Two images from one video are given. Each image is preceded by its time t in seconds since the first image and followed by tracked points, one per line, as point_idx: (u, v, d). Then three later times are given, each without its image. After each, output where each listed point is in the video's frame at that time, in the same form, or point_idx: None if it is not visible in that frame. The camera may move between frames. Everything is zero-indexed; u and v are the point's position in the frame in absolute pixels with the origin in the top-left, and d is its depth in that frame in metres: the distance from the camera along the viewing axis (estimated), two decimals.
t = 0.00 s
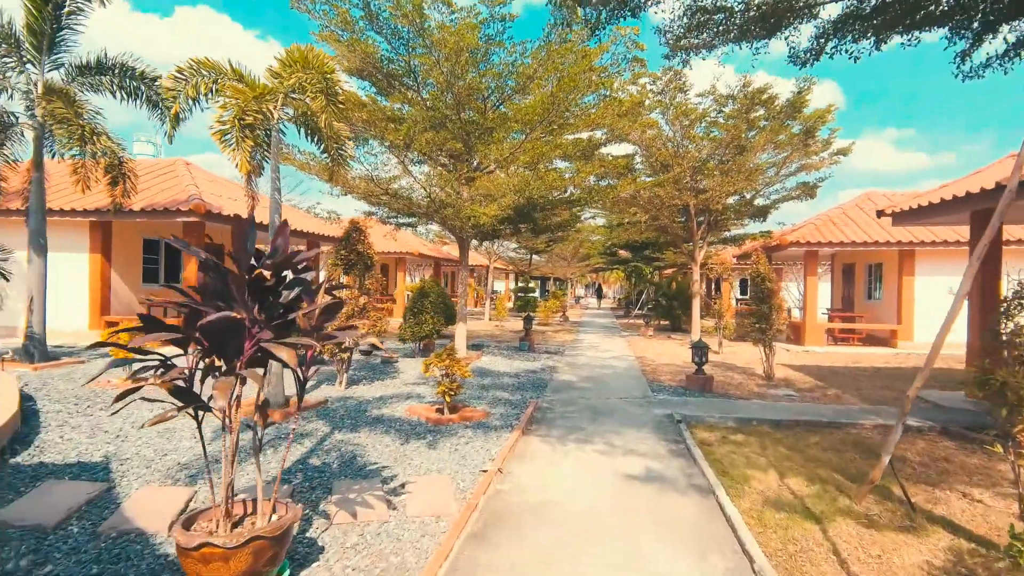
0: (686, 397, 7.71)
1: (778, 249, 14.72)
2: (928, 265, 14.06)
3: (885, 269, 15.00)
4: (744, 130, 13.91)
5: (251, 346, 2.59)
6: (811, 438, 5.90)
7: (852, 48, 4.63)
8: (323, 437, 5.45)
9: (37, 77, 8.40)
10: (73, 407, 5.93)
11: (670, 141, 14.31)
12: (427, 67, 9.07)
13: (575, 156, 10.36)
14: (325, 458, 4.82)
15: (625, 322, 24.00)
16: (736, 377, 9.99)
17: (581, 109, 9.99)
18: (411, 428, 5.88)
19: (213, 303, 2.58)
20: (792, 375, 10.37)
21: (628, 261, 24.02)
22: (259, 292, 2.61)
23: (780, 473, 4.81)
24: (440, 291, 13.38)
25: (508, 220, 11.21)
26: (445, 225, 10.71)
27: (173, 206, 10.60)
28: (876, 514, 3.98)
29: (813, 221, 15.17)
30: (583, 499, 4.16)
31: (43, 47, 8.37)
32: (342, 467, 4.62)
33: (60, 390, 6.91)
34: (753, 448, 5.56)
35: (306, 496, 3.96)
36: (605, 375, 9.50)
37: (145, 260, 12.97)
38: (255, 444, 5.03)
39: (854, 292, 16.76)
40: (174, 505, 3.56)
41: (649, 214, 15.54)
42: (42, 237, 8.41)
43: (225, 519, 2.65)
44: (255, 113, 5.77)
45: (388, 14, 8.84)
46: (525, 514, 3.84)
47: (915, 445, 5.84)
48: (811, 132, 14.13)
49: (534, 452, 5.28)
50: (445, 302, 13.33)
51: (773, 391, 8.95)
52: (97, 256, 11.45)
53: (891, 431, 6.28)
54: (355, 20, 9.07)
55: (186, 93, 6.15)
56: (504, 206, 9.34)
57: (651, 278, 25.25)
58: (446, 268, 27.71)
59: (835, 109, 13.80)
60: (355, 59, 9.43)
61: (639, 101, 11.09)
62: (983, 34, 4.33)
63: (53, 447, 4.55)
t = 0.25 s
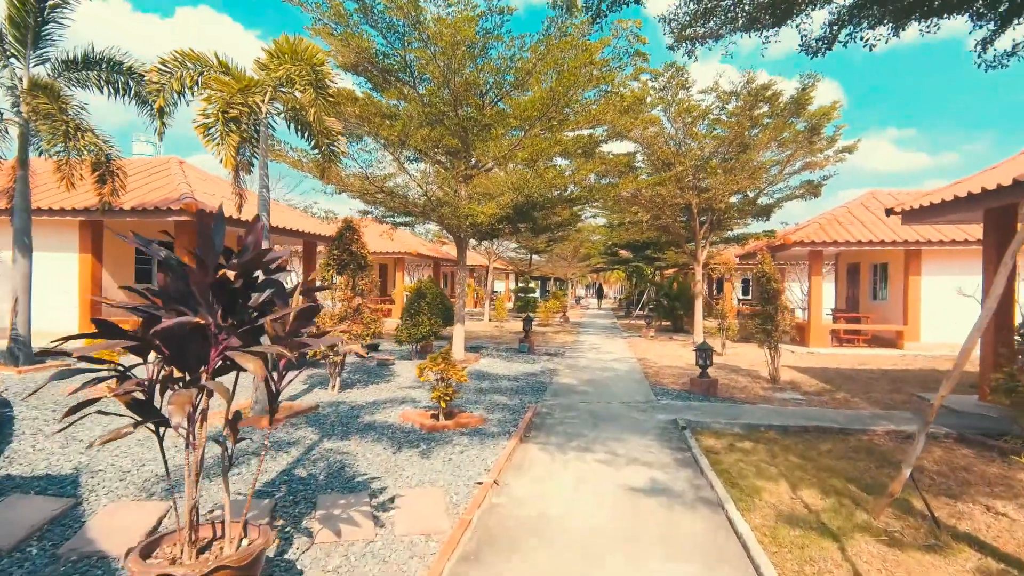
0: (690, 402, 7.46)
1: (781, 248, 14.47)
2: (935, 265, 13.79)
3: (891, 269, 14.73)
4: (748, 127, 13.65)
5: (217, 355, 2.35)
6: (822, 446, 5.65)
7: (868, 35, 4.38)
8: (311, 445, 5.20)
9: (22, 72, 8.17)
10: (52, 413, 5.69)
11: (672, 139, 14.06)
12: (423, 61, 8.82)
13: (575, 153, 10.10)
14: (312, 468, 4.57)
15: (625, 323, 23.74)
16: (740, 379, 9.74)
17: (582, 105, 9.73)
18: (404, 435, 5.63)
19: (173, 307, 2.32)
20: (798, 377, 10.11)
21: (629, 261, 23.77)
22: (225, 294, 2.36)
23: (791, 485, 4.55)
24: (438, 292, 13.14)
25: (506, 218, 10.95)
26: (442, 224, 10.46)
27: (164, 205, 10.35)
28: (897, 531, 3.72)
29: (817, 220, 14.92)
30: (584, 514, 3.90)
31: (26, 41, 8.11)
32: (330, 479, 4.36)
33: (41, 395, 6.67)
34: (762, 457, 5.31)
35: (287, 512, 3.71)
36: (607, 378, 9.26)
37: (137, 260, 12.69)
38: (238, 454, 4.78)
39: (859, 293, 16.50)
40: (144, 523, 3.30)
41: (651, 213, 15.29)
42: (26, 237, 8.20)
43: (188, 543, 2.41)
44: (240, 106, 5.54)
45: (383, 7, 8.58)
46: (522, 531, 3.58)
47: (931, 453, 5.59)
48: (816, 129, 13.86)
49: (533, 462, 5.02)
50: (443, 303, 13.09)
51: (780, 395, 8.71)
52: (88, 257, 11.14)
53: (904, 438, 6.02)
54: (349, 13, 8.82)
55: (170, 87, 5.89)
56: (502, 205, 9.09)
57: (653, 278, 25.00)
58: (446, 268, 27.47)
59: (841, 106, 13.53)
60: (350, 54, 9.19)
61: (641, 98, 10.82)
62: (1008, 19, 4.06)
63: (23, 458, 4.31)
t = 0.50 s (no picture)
0: (693, 406, 7.19)
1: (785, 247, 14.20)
2: (943, 264, 13.49)
3: (898, 269, 14.44)
4: (751, 124, 13.38)
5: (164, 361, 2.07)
6: (833, 454, 5.37)
7: (885, 17, 4.12)
8: (296, 453, 4.94)
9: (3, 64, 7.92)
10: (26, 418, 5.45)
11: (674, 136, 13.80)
12: (418, 54, 8.55)
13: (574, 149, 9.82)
14: (293, 479, 4.31)
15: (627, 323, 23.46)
16: (745, 382, 9.46)
17: (582, 100, 9.45)
18: (394, 442, 5.37)
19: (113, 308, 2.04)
20: (804, 380, 9.83)
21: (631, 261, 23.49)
22: (174, 293, 2.08)
23: (802, 498, 4.28)
24: (436, 292, 12.87)
25: (504, 217, 10.68)
26: (439, 222, 10.19)
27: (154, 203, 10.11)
28: (918, 549, 3.45)
29: (822, 219, 14.64)
30: (581, 530, 3.63)
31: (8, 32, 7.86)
32: (311, 491, 4.10)
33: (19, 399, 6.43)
34: (769, 466, 5.04)
35: (260, 528, 3.45)
36: (607, 381, 8.99)
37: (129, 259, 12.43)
38: (216, 463, 4.54)
39: (865, 293, 16.20)
40: (101, 542, 3.05)
41: (653, 212, 15.03)
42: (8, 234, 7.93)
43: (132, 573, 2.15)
44: (219, 97, 5.27)
45: None
46: (512, 550, 3.32)
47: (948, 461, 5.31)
48: (821, 126, 13.56)
49: (529, 471, 4.75)
50: (441, 304, 12.82)
51: (786, 398, 8.43)
52: (77, 255, 10.85)
53: (919, 445, 5.73)
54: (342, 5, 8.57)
55: (150, 78, 5.62)
56: (499, 203, 8.82)
57: (655, 278, 24.71)
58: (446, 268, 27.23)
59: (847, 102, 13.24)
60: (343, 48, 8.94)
61: (643, 93, 10.54)
62: None
63: None
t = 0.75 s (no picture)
0: (695, 412, 6.93)
1: (789, 248, 13.93)
2: (950, 265, 13.21)
3: (903, 270, 14.17)
4: (754, 121, 13.12)
5: (92, 378, 1.81)
6: (842, 466, 5.13)
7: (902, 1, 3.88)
8: (276, 464, 4.68)
9: None
10: None
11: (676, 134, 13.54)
12: (412, 48, 8.31)
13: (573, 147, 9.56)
14: (270, 495, 4.05)
15: (628, 324, 23.19)
16: (748, 386, 9.20)
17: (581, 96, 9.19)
18: (381, 452, 5.11)
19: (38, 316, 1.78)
20: (809, 384, 9.56)
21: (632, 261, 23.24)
22: (104, 299, 1.79)
23: (813, 515, 4.02)
24: (432, 293, 12.61)
25: (501, 216, 10.42)
26: (435, 222, 9.94)
27: (142, 202, 9.86)
28: None
29: (826, 219, 14.37)
30: (575, 553, 3.37)
31: None
32: (288, 507, 3.85)
33: None
34: (777, 479, 4.77)
35: (227, 551, 3.21)
36: (606, 385, 8.73)
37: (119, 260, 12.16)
38: (190, 476, 4.29)
39: (870, 295, 15.93)
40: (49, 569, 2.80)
41: (654, 211, 14.77)
42: None
43: None
44: (196, 89, 5.03)
45: None
46: None
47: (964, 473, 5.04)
48: (826, 123, 13.29)
49: (523, 485, 4.48)
50: (437, 305, 12.56)
51: (791, 403, 8.17)
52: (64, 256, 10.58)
53: (933, 455, 5.47)
54: None
55: (127, 70, 5.38)
56: (495, 202, 8.58)
57: (656, 279, 24.44)
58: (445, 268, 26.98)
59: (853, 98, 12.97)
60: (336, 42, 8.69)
61: (644, 89, 10.28)
62: None
63: None
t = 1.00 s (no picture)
0: (699, 417, 6.67)
1: (793, 247, 13.67)
2: (957, 265, 12.95)
3: (910, 269, 13.90)
4: (758, 118, 12.85)
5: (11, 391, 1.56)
6: (856, 475, 4.87)
7: None
8: (258, 473, 4.43)
9: None
10: None
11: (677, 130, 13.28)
12: (406, 41, 8.05)
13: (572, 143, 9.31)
14: (248, 508, 3.79)
15: (629, 325, 22.92)
16: (753, 389, 8.94)
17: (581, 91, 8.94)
18: (370, 461, 4.85)
19: None
20: (815, 387, 9.29)
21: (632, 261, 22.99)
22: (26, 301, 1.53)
23: (829, 531, 3.76)
24: (429, 293, 12.36)
25: (500, 214, 10.16)
26: (431, 220, 9.69)
27: (131, 200, 9.61)
28: None
29: (831, 217, 14.10)
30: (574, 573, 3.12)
31: None
32: (267, 522, 3.60)
33: None
34: (788, 490, 4.52)
35: (195, 573, 2.97)
36: (607, 388, 8.47)
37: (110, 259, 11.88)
38: (166, 488, 4.06)
39: (875, 294, 15.67)
40: None
41: (655, 209, 14.51)
42: None
43: None
44: (175, 78, 4.77)
45: None
46: None
47: (984, 482, 4.79)
48: (831, 119, 13.03)
49: (520, 497, 4.23)
50: (434, 305, 12.31)
51: (798, 407, 7.91)
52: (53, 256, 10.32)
53: (950, 463, 5.22)
54: None
55: (105, 59, 5.12)
56: (492, 199, 8.33)
57: (656, 278, 24.18)
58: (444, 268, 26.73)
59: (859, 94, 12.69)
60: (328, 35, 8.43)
61: (646, 84, 10.02)
62: None
63: None
